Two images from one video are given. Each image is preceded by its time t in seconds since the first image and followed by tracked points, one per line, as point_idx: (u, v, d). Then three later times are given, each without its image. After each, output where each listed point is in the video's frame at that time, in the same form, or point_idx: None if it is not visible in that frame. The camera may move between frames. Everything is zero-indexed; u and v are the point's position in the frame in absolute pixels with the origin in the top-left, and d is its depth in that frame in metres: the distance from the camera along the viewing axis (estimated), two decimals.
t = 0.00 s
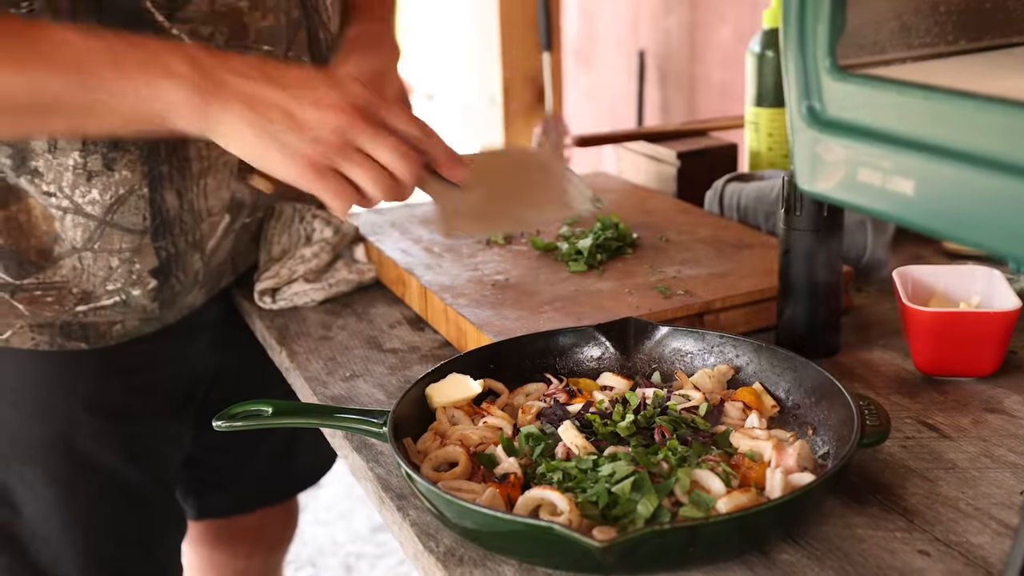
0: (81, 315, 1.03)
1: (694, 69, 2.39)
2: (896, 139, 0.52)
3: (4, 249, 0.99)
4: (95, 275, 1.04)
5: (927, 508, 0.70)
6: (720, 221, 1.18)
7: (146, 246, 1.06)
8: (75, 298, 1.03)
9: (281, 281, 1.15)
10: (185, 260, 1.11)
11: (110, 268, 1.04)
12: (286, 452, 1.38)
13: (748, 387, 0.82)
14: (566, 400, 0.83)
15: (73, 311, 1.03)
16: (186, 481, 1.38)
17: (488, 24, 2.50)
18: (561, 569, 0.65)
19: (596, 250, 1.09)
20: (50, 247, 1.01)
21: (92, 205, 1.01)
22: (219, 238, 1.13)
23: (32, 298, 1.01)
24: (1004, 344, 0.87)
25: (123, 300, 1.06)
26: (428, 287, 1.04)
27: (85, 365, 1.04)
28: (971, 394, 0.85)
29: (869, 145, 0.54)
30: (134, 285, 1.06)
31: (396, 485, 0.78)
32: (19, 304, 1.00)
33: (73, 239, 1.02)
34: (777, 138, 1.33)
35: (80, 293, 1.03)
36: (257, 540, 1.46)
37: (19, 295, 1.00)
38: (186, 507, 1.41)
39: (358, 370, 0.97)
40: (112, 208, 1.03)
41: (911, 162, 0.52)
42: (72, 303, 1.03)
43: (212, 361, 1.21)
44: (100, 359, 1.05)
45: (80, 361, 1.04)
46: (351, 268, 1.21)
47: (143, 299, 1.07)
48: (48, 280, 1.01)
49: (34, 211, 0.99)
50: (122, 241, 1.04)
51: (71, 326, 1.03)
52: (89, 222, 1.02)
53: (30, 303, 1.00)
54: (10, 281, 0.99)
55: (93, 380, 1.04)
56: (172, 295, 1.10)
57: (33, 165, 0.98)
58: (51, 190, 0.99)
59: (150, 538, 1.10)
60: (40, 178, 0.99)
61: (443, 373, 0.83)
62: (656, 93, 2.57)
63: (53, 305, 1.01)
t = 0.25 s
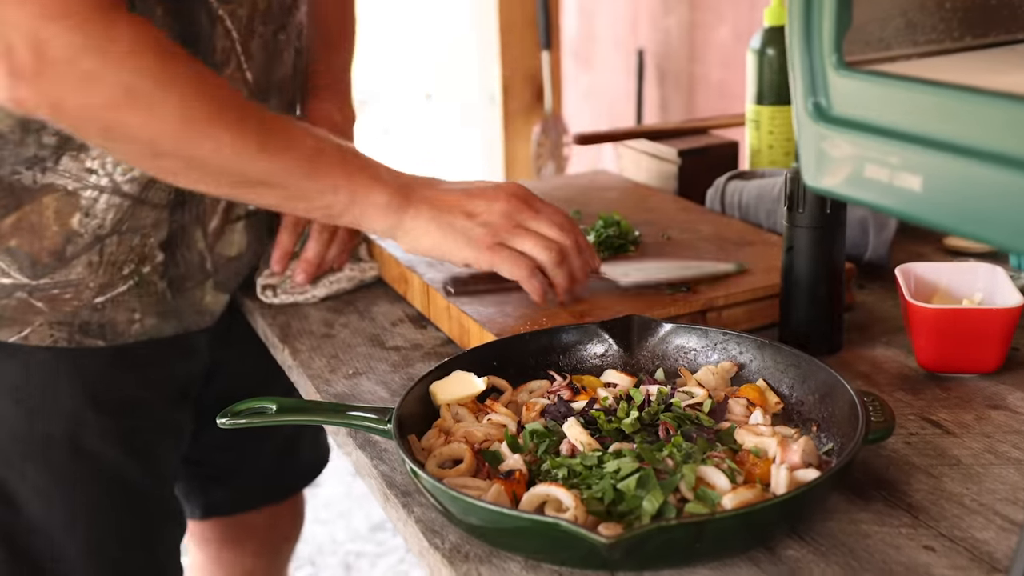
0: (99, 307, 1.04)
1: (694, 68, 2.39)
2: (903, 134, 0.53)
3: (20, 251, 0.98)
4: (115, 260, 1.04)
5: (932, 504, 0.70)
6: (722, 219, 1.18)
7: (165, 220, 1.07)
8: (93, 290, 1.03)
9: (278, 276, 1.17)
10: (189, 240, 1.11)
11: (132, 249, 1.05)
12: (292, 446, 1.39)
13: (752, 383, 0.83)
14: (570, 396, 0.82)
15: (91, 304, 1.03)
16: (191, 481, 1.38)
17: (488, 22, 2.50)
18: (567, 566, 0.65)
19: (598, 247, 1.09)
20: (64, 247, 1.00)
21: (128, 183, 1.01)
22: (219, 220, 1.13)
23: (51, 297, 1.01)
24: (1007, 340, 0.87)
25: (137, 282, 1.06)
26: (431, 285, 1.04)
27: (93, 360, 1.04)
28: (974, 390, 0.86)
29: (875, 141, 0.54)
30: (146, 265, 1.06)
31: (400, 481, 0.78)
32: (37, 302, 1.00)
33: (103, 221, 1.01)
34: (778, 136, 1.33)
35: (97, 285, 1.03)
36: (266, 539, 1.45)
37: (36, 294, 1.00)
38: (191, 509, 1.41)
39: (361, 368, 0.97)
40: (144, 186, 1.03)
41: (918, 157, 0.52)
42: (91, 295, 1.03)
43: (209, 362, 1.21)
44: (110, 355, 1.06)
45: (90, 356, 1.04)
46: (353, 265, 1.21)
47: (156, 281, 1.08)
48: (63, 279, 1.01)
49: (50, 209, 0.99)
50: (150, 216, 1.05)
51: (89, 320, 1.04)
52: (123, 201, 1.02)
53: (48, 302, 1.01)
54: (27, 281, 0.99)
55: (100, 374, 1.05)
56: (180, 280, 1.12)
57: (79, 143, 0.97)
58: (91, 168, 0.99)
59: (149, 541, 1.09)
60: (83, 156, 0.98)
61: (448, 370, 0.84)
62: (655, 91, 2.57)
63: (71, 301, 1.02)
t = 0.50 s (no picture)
0: (141, 263, 1.05)
1: (690, 66, 2.41)
2: (898, 123, 0.54)
3: (67, 204, 1.01)
4: (157, 221, 1.05)
5: (925, 488, 0.71)
6: (718, 212, 1.19)
7: (210, 187, 1.09)
8: (134, 250, 1.04)
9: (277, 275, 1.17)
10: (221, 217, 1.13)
11: (174, 212, 1.06)
12: (300, 439, 1.43)
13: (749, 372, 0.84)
14: (569, 385, 0.84)
15: (133, 259, 1.04)
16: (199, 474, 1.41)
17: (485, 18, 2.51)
18: (567, 549, 0.66)
19: (596, 240, 1.10)
20: (109, 201, 1.02)
21: (171, 135, 1.04)
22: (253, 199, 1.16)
23: (95, 253, 1.02)
24: (999, 330, 0.88)
25: (183, 251, 1.08)
26: (431, 277, 1.06)
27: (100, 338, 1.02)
28: (967, 378, 0.87)
29: (870, 129, 0.55)
30: (191, 234, 1.08)
31: (403, 468, 0.79)
32: (82, 259, 1.02)
33: (146, 173, 1.03)
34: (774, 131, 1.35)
35: (138, 244, 1.04)
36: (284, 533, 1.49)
37: (81, 250, 1.02)
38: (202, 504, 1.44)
39: (362, 358, 0.99)
40: (189, 140, 1.05)
41: (912, 144, 0.53)
42: (132, 254, 1.04)
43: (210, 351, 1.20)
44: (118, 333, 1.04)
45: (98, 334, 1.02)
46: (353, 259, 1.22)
47: (200, 254, 1.10)
48: (107, 234, 1.03)
49: (95, 161, 1.01)
50: (193, 178, 1.07)
51: (128, 286, 1.04)
52: (164, 154, 1.04)
53: (92, 258, 1.02)
54: (72, 236, 1.01)
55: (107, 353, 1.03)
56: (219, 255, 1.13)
57: (123, 95, 1.01)
58: (133, 121, 1.02)
59: (146, 521, 1.08)
60: (128, 109, 1.01)
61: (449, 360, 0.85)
62: (652, 89, 2.58)
63: (113, 257, 1.03)
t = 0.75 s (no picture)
0: (181, 224, 1.09)
1: (676, 66, 2.43)
2: (863, 127, 0.56)
3: (111, 165, 1.04)
4: (197, 179, 1.09)
5: (896, 481, 0.74)
6: (701, 212, 1.21)
7: (247, 152, 1.11)
8: (176, 209, 1.08)
9: (267, 276, 1.19)
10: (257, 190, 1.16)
11: (211, 174, 1.09)
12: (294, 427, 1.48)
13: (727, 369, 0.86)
14: (552, 382, 0.86)
15: (173, 221, 1.08)
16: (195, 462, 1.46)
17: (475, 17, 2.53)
18: (548, 541, 0.68)
19: (581, 240, 1.12)
20: (152, 163, 1.06)
21: (208, 102, 1.07)
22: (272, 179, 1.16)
23: (139, 213, 1.07)
24: (971, 328, 0.91)
25: (220, 210, 1.11)
26: (418, 277, 1.07)
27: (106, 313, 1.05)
28: (939, 374, 0.90)
29: (837, 133, 0.57)
30: (229, 194, 1.11)
31: (389, 464, 0.81)
32: (127, 218, 1.06)
33: (184, 138, 1.07)
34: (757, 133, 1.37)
35: (179, 205, 1.08)
36: (278, 521, 1.54)
37: (126, 210, 1.06)
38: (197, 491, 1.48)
39: (350, 357, 1.00)
40: (224, 107, 1.08)
41: (876, 148, 0.55)
42: (173, 213, 1.08)
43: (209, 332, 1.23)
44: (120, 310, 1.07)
45: (105, 309, 1.05)
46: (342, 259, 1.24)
47: (241, 217, 1.12)
48: (150, 195, 1.07)
49: (138, 126, 1.05)
50: (229, 143, 1.09)
51: (170, 243, 1.08)
52: (203, 119, 1.07)
53: (137, 218, 1.07)
54: (117, 196, 1.06)
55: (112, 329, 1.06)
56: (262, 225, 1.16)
57: (163, 64, 1.04)
58: (173, 88, 1.05)
59: (148, 493, 1.12)
60: (166, 78, 1.05)
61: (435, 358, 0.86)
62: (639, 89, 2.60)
63: (156, 218, 1.08)
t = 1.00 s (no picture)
0: (133, 217, 1.16)
1: (654, 66, 2.46)
2: (821, 127, 0.60)
3: (71, 154, 1.11)
4: (153, 177, 1.17)
5: (858, 463, 0.78)
6: (675, 209, 1.25)
7: (198, 151, 1.19)
8: (129, 202, 1.15)
9: (254, 272, 1.23)
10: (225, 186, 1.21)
11: (165, 170, 1.17)
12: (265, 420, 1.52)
13: (699, 359, 0.90)
14: (530, 372, 0.89)
15: (126, 214, 1.15)
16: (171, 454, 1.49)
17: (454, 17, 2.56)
18: (527, 521, 0.72)
19: (559, 236, 1.15)
20: (110, 156, 1.13)
21: (169, 102, 1.15)
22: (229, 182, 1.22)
23: (94, 200, 1.13)
24: (932, 318, 0.95)
25: (169, 207, 1.19)
26: (400, 272, 1.11)
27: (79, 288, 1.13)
28: (902, 363, 0.94)
29: (797, 133, 0.61)
30: (179, 190, 1.19)
31: (374, 451, 0.84)
32: (83, 206, 1.12)
33: (141, 138, 1.15)
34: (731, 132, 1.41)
35: (132, 198, 1.15)
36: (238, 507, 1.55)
37: (84, 197, 1.12)
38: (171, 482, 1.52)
39: (334, 350, 1.04)
40: (183, 107, 1.17)
41: (834, 147, 0.59)
42: (128, 206, 1.15)
43: (186, 322, 1.28)
44: (94, 287, 1.14)
45: (77, 284, 1.12)
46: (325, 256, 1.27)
47: (187, 213, 1.20)
48: (105, 184, 1.14)
49: (95, 122, 1.12)
50: (184, 141, 1.18)
51: (121, 234, 1.15)
52: (162, 119, 1.15)
53: (92, 206, 1.13)
54: (75, 182, 1.12)
55: (87, 303, 1.13)
56: (213, 223, 1.22)
57: (126, 63, 1.11)
58: (135, 89, 1.13)
59: (131, 459, 1.20)
60: (128, 78, 1.12)
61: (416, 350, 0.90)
62: (618, 89, 2.64)
63: (110, 207, 1.14)
